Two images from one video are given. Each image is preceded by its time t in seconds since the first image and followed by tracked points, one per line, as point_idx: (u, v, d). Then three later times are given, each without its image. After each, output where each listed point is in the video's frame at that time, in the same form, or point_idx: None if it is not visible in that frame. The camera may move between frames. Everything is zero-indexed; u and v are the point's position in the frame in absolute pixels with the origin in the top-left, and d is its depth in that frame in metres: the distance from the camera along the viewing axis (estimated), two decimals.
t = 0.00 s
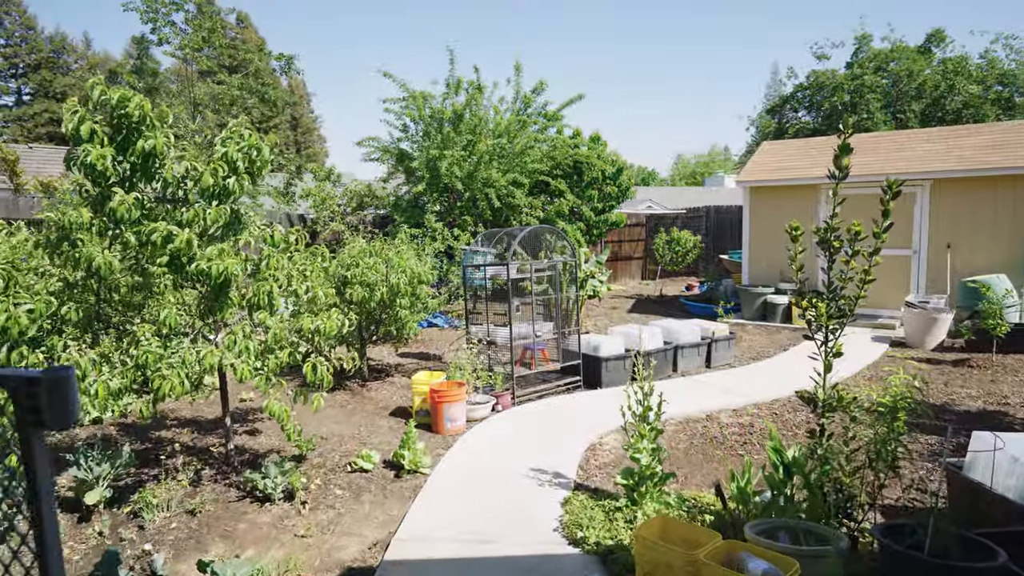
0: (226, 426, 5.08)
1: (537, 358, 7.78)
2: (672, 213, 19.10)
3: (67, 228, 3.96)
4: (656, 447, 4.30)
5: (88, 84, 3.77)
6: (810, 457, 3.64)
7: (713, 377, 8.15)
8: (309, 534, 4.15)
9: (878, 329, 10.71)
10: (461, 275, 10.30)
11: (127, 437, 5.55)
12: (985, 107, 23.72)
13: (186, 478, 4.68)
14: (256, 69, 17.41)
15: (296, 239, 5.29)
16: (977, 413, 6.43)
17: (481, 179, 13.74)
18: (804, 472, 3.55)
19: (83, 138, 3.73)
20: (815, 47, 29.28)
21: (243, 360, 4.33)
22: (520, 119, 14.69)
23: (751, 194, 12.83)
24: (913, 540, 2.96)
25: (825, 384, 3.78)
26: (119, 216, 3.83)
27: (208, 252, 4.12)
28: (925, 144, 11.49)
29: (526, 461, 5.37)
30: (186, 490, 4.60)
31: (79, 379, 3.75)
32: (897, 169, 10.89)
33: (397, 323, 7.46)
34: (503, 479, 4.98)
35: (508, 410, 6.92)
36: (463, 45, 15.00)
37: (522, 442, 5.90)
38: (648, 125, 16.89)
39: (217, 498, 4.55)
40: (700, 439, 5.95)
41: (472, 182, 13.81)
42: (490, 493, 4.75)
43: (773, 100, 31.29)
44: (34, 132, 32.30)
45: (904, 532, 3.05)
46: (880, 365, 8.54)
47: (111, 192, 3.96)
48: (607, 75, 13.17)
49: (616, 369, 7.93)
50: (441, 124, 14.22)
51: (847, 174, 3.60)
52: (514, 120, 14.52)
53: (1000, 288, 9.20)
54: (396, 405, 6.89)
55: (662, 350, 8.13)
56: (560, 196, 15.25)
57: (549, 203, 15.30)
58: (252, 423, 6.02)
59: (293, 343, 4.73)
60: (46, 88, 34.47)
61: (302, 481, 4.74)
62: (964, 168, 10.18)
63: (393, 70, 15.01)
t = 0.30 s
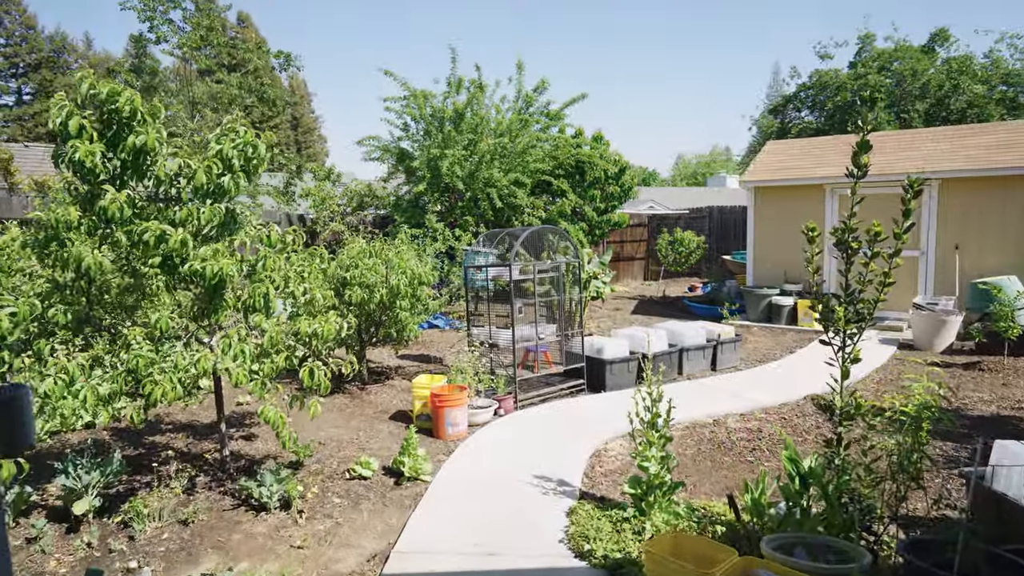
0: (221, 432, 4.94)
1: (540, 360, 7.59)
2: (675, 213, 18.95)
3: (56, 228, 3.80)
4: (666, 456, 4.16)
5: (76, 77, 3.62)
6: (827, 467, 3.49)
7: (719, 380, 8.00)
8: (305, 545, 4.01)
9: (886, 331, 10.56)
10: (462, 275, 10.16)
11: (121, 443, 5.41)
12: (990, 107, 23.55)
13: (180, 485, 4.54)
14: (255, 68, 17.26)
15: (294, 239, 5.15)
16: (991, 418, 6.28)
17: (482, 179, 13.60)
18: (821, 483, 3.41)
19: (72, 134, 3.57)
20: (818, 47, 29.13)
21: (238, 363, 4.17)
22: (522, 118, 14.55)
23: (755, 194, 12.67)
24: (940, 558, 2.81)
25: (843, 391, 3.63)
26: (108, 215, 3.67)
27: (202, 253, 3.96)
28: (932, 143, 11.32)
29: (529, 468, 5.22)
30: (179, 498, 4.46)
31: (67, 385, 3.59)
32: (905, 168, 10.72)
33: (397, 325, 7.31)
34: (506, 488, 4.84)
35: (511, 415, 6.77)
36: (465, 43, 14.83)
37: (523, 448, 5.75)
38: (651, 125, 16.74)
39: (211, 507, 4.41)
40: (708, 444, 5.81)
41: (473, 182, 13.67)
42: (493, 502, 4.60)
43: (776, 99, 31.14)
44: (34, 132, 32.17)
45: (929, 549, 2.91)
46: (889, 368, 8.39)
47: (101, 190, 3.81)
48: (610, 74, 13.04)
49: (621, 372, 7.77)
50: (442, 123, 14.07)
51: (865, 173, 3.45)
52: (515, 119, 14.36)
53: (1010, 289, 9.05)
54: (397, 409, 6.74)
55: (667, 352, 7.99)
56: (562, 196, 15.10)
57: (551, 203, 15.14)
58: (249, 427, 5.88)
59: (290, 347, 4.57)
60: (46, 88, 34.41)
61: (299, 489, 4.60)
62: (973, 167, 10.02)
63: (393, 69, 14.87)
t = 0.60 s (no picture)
0: (218, 439, 4.80)
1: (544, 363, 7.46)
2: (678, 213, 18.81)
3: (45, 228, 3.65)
4: (678, 466, 4.01)
5: (67, 71, 3.47)
6: (851, 480, 3.34)
7: (727, 384, 7.86)
8: (305, 559, 3.85)
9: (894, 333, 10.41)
10: (464, 277, 10.02)
11: (116, 450, 5.27)
12: (995, 106, 23.37)
13: (175, 495, 4.39)
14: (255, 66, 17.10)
15: (293, 241, 5.00)
16: (1009, 424, 6.13)
17: (485, 179, 13.46)
18: (845, 497, 3.25)
19: (63, 130, 3.41)
20: (821, 46, 28.97)
21: (236, 369, 4.03)
22: (525, 118, 14.41)
23: (762, 194, 12.52)
24: None
25: (866, 400, 3.47)
26: (99, 215, 3.51)
27: (198, 255, 3.82)
28: (942, 142, 11.16)
29: (536, 477, 5.06)
30: (174, 509, 4.31)
31: (57, 392, 3.45)
32: (915, 168, 10.57)
33: (399, 328, 7.15)
34: (513, 498, 4.69)
35: (516, 420, 6.63)
36: (467, 41, 14.66)
37: (528, 455, 5.61)
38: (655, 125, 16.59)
39: (208, 518, 4.26)
40: (718, 451, 5.67)
41: (475, 182, 13.54)
42: (499, 512, 4.45)
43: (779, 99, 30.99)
44: (33, 132, 32.04)
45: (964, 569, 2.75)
46: (900, 373, 8.25)
47: (92, 189, 3.65)
48: (616, 74, 12.90)
49: (627, 376, 7.62)
50: (444, 122, 13.91)
51: (891, 172, 3.29)
52: (518, 118, 14.21)
53: None
54: (398, 414, 6.61)
55: (674, 355, 7.83)
56: (565, 196, 14.94)
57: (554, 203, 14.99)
58: (247, 434, 5.73)
59: (289, 352, 4.41)
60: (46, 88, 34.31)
61: (298, 500, 4.44)
62: (984, 167, 9.87)
63: (395, 67, 14.71)
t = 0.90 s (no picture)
0: (214, 445, 4.66)
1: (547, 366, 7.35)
2: (681, 213, 18.67)
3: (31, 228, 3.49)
4: (690, 474, 3.86)
5: (51, 62, 3.31)
6: (873, 491, 3.19)
7: (733, 387, 7.71)
8: (303, 571, 3.71)
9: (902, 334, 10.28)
10: (466, 278, 9.89)
11: (109, 456, 5.13)
12: (1000, 105, 23.24)
13: (169, 503, 4.25)
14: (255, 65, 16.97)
15: (291, 241, 4.86)
16: None
17: (486, 178, 13.30)
18: (867, 509, 3.10)
19: (48, 125, 3.25)
20: (825, 45, 28.85)
21: (231, 374, 3.89)
22: (528, 117, 14.27)
23: (767, 194, 12.36)
24: None
25: (888, 407, 3.31)
26: (88, 214, 3.36)
27: (192, 256, 3.68)
28: (950, 141, 11.00)
29: (541, 485, 4.92)
30: (168, 518, 4.17)
31: (45, 398, 3.29)
32: (923, 167, 10.43)
33: (399, 330, 7.01)
34: (517, 506, 4.54)
35: (519, 423, 6.48)
36: (469, 39, 14.51)
37: (531, 461, 5.46)
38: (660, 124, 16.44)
39: (202, 527, 4.12)
40: (727, 457, 5.53)
41: (476, 181, 13.39)
42: (503, 522, 4.30)
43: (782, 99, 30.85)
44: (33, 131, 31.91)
45: None
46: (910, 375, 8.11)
47: (81, 187, 3.51)
48: (620, 74, 12.76)
49: (632, 379, 7.48)
50: (445, 121, 13.77)
51: (914, 170, 3.15)
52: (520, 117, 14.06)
53: None
54: (399, 418, 6.47)
55: (680, 358, 7.70)
56: (567, 196, 14.79)
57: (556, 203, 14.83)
58: (244, 439, 5.59)
59: (286, 355, 4.28)
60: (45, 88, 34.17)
61: (296, 508, 4.31)
62: (995, 166, 9.73)
63: (395, 66, 14.56)
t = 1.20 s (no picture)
0: (205, 452, 4.50)
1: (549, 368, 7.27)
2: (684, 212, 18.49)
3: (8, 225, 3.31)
4: (700, 484, 3.68)
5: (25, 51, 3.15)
6: (896, 505, 3.00)
7: (740, 389, 7.53)
8: None
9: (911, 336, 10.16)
10: (467, 277, 9.71)
11: (97, 462, 4.97)
12: (1005, 103, 23.06)
13: (156, 513, 4.09)
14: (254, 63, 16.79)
15: (285, 239, 4.69)
16: None
17: (487, 176, 13.11)
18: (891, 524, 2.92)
19: (23, 116, 3.07)
20: (827, 43, 28.66)
21: (220, 378, 3.72)
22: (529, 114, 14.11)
23: (772, 192, 12.19)
24: None
25: (911, 415, 3.13)
26: (67, 211, 3.18)
27: (178, 254, 3.52)
28: (960, 138, 10.81)
29: (543, 493, 4.74)
30: (155, 529, 3.99)
31: (23, 405, 3.11)
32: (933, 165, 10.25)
33: (398, 331, 6.84)
34: (519, 515, 4.36)
35: (521, 428, 6.31)
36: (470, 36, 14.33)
37: (533, 467, 5.29)
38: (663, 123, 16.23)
39: (191, 538, 3.94)
40: (735, 462, 5.35)
41: (477, 180, 13.21)
42: (504, 533, 4.11)
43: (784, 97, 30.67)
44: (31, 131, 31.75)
45: None
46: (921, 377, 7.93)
47: (59, 182, 3.33)
48: (622, 71, 12.60)
49: (637, 382, 7.30)
50: (446, 119, 13.59)
51: (940, 163, 2.95)
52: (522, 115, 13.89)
53: None
54: (398, 422, 6.30)
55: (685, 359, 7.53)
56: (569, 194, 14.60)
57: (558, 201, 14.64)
58: (237, 445, 5.42)
59: (279, 358, 4.11)
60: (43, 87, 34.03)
61: (288, 518, 4.13)
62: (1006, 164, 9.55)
63: (394, 63, 14.38)
